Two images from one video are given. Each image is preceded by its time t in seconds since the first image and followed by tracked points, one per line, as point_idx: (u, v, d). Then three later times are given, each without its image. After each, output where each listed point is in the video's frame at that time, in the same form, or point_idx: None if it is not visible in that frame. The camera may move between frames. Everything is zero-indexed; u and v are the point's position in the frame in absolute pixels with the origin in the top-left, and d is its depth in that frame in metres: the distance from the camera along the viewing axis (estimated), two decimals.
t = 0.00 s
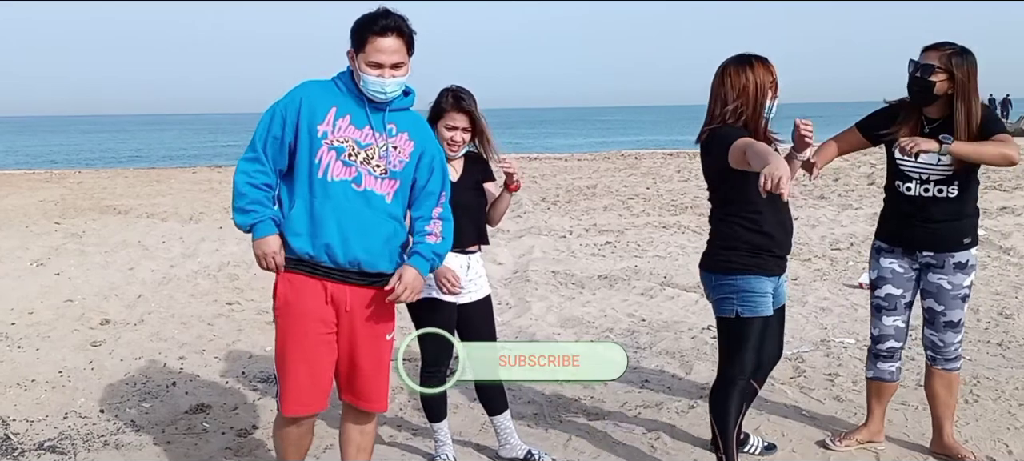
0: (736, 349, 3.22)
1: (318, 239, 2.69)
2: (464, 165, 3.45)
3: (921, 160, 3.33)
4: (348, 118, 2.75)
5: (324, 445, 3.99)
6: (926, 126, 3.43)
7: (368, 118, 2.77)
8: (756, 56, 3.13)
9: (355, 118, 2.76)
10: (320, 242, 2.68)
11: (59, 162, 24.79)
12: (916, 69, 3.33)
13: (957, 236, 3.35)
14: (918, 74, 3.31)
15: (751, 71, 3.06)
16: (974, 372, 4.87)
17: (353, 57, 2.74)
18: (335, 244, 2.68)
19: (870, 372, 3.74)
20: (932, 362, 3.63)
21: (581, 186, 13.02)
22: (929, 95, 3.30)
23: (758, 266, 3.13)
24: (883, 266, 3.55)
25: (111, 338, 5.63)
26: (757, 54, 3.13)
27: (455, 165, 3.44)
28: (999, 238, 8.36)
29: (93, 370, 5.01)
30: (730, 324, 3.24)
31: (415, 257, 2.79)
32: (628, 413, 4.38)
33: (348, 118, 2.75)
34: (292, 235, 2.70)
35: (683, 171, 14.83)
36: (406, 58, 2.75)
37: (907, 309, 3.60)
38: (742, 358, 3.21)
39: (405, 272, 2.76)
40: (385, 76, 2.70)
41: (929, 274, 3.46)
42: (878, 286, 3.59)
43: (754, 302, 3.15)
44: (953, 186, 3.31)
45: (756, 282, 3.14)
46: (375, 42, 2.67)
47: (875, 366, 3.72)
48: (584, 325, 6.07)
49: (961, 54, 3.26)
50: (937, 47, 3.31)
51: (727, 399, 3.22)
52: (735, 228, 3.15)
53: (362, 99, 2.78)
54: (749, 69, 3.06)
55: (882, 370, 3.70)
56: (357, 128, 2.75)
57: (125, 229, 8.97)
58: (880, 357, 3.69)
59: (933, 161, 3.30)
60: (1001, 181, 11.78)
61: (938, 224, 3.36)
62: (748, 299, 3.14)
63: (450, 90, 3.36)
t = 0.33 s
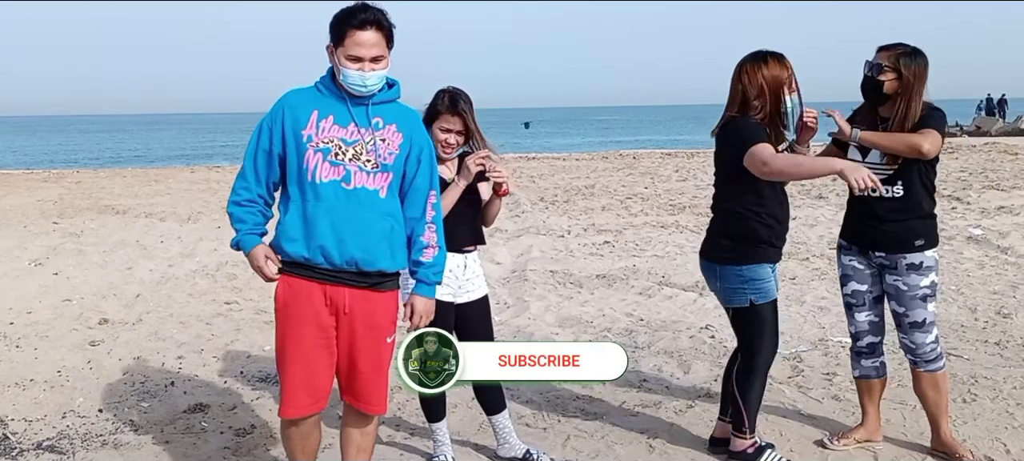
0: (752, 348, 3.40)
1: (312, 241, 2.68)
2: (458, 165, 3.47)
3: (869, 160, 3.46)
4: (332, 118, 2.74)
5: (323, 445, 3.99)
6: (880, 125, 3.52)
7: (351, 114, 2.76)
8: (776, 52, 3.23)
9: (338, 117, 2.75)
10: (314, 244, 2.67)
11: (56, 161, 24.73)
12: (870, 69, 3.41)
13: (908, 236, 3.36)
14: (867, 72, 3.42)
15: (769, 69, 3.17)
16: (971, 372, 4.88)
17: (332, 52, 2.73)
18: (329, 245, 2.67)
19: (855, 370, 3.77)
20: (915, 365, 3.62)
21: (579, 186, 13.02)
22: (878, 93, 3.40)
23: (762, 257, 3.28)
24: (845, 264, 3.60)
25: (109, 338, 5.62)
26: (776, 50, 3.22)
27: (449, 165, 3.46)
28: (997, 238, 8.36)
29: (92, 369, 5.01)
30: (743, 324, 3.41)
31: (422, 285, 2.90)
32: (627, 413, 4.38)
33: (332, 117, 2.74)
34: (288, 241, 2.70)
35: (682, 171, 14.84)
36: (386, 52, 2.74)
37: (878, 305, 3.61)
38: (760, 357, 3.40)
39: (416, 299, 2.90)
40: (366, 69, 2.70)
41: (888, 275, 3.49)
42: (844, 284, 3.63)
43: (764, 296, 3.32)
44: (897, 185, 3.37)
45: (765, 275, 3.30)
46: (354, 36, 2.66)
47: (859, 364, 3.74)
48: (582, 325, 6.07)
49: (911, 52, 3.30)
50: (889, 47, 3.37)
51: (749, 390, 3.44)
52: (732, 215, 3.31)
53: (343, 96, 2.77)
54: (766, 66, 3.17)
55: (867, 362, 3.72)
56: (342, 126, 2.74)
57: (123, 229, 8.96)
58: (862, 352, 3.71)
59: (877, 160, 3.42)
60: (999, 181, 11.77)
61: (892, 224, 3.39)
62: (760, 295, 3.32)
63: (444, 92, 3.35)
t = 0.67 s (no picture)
0: (748, 345, 3.42)
1: (308, 248, 2.70)
2: (462, 165, 3.49)
3: (845, 165, 3.45)
4: (311, 121, 2.72)
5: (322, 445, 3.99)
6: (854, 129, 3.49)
7: (329, 114, 2.74)
8: (761, 56, 3.28)
9: (317, 118, 2.73)
10: (312, 251, 2.69)
11: (59, 161, 24.74)
12: (843, 74, 3.40)
13: (887, 237, 3.33)
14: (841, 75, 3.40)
15: (747, 75, 3.24)
16: (973, 372, 4.88)
17: (305, 47, 2.71)
18: (328, 249, 2.69)
19: (854, 371, 3.74)
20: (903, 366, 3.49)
21: (580, 186, 13.04)
22: (850, 97, 3.39)
23: (760, 254, 3.31)
24: (832, 267, 3.60)
25: (111, 337, 5.63)
26: (761, 53, 3.28)
27: (454, 165, 3.48)
28: (999, 238, 8.35)
29: (93, 369, 5.01)
30: (739, 320, 3.42)
31: (431, 264, 2.97)
32: (628, 413, 4.38)
33: (311, 121, 2.72)
34: (283, 250, 2.71)
35: (683, 171, 14.85)
36: (359, 47, 2.73)
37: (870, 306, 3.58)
38: (756, 354, 3.41)
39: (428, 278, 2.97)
40: (339, 65, 2.68)
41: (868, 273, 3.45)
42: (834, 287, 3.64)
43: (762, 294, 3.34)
44: (873, 191, 3.36)
45: (762, 272, 3.32)
46: (327, 31, 2.65)
47: (858, 366, 3.71)
48: (583, 325, 6.07)
49: (885, 57, 3.28)
50: (861, 51, 3.35)
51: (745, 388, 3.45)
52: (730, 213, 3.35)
53: (317, 96, 2.75)
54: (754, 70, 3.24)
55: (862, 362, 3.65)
56: (323, 128, 2.72)
57: (125, 229, 8.96)
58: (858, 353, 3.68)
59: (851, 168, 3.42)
60: (1001, 181, 11.76)
61: (871, 227, 3.37)
62: (756, 293, 3.33)
63: (453, 93, 3.36)
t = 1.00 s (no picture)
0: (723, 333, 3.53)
1: (319, 260, 2.73)
2: (469, 166, 3.50)
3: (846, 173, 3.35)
4: (310, 134, 2.71)
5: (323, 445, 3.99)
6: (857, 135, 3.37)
7: (325, 125, 2.74)
8: (758, 55, 3.42)
9: (314, 131, 2.72)
10: (324, 263, 2.73)
11: (62, 161, 24.77)
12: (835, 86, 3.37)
13: (871, 246, 3.25)
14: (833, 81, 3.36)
15: (733, 74, 3.44)
16: (976, 372, 4.87)
17: (290, 58, 2.69)
18: (341, 258, 2.74)
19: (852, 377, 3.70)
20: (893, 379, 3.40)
21: (582, 186, 13.04)
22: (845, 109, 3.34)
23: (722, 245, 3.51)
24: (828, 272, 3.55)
25: (114, 337, 5.63)
26: (758, 53, 3.41)
27: (461, 166, 3.48)
28: (1003, 238, 8.34)
29: (96, 369, 5.01)
30: (716, 308, 3.54)
31: (408, 244, 3.00)
32: (630, 413, 4.38)
33: (309, 134, 2.71)
34: (293, 264, 2.73)
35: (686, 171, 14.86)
36: (346, 56, 2.72)
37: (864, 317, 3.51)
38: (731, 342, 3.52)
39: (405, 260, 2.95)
40: (328, 75, 2.67)
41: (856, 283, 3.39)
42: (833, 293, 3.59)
43: (725, 281, 3.49)
44: (861, 194, 3.28)
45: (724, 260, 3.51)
46: (314, 42, 2.63)
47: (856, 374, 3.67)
48: (586, 325, 6.07)
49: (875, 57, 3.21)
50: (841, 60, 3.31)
51: (731, 366, 3.52)
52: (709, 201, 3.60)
53: (310, 108, 2.73)
54: (743, 67, 3.42)
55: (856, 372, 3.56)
56: (322, 139, 2.72)
57: (129, 229, 8.98)
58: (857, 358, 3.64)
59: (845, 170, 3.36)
60: (1004, 181, 11.75)
61: (859, 235, 3.30)
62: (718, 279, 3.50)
63: (464, 95, 3.35)
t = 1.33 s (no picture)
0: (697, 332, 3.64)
1: (354, 253, 2.77)
2: (473, 166, 3.50)
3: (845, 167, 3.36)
4: (359, 128, 2.77)
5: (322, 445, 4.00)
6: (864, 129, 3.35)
7: (375, 122, 2.79)
8: (740, 58, 3.41)
9: (364, 126, 2.78)
10: (358, 256, 2.77)
11: (62, 161, 24.75)
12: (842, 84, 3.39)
13: (862, 247, 3.26)
14: (844, 78, 3.37)
15: (715, 78, 3.46)
16: (977, 372, 4.87)
17: (346, 57, 2.76)
18: (373, 255, 2.78)
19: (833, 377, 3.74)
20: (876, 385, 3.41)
21: (582, 186, 13.04)
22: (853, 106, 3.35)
23: (703, 247, 3.56)
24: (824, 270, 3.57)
25: (114, 338, 5.64)
26: (740, 57, 3.41)
27: (465, 166, 3.48)
28: (1003, 238, 8.34)
29: (96, 369, 5.01)
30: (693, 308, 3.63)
31: (460, 266, 3.06)
32: (631, 413, 4.38)
33: (358, 128, 2.78)
34: (327, 255, 2.79)
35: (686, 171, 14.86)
36: (399, 54, 2.78)
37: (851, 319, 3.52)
38: (703, 340, 3.63)
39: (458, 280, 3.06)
40: (380, 73, 2.73)
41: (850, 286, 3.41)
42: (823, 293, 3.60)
43: (700, 284, 3.57)
44: (857, 188, 3.28)
45: (699, 263, 3.57)
46: (365, 40, 2.70)
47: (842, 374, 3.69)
48: (586, 325, 6.07)
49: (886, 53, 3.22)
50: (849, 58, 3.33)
51: (699, 369, 3.67)
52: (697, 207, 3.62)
53: (363, 103, 2.80)
54: (723, 72, 3.43)
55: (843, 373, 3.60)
56: (370, 135, 2.78)
57: (129, 229, 8.98)
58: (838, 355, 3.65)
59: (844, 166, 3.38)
60: (1004, 181, 11.75)
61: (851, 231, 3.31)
62: (692, 282, 3.60)
63: (467, 95, 3.35)
